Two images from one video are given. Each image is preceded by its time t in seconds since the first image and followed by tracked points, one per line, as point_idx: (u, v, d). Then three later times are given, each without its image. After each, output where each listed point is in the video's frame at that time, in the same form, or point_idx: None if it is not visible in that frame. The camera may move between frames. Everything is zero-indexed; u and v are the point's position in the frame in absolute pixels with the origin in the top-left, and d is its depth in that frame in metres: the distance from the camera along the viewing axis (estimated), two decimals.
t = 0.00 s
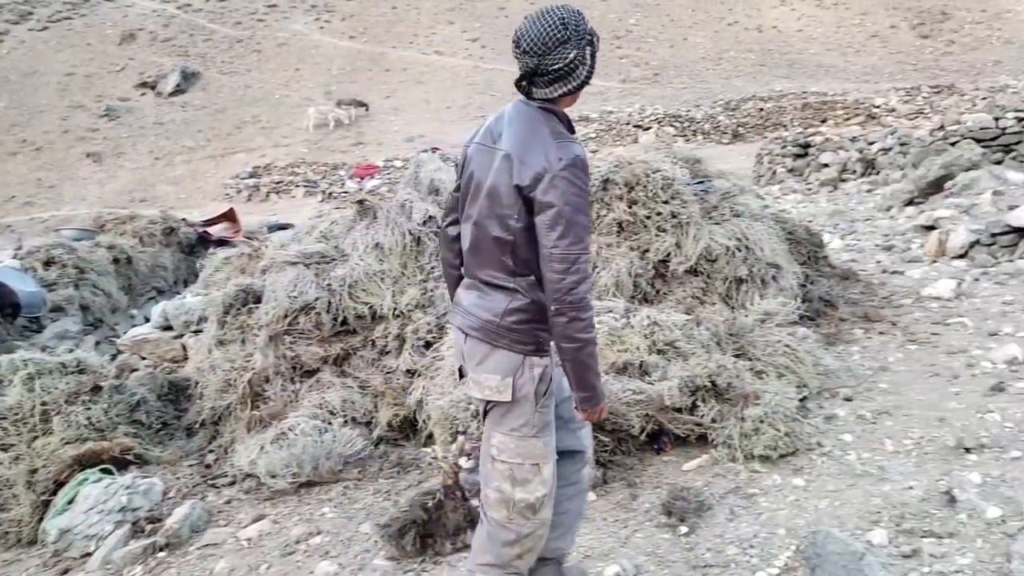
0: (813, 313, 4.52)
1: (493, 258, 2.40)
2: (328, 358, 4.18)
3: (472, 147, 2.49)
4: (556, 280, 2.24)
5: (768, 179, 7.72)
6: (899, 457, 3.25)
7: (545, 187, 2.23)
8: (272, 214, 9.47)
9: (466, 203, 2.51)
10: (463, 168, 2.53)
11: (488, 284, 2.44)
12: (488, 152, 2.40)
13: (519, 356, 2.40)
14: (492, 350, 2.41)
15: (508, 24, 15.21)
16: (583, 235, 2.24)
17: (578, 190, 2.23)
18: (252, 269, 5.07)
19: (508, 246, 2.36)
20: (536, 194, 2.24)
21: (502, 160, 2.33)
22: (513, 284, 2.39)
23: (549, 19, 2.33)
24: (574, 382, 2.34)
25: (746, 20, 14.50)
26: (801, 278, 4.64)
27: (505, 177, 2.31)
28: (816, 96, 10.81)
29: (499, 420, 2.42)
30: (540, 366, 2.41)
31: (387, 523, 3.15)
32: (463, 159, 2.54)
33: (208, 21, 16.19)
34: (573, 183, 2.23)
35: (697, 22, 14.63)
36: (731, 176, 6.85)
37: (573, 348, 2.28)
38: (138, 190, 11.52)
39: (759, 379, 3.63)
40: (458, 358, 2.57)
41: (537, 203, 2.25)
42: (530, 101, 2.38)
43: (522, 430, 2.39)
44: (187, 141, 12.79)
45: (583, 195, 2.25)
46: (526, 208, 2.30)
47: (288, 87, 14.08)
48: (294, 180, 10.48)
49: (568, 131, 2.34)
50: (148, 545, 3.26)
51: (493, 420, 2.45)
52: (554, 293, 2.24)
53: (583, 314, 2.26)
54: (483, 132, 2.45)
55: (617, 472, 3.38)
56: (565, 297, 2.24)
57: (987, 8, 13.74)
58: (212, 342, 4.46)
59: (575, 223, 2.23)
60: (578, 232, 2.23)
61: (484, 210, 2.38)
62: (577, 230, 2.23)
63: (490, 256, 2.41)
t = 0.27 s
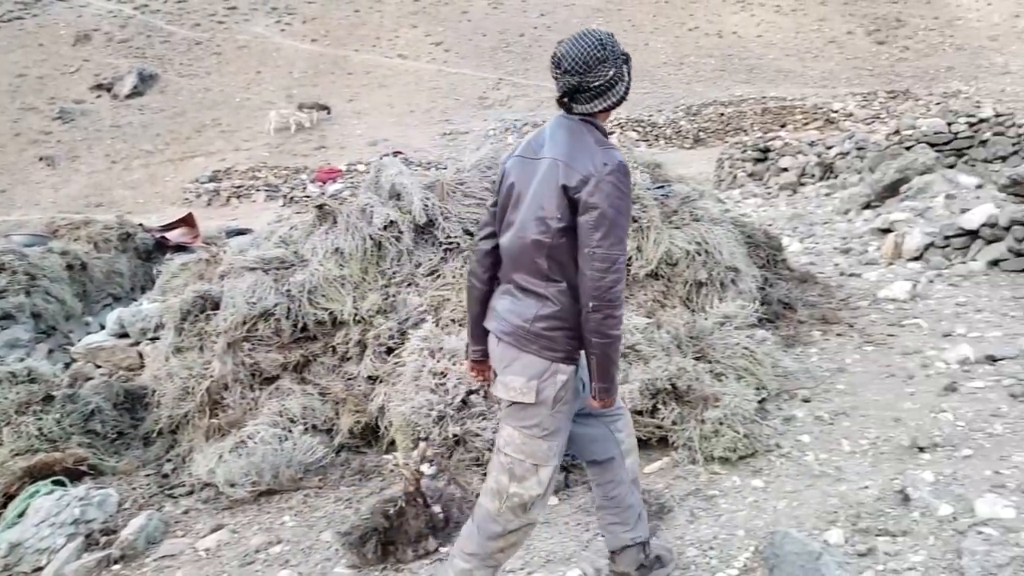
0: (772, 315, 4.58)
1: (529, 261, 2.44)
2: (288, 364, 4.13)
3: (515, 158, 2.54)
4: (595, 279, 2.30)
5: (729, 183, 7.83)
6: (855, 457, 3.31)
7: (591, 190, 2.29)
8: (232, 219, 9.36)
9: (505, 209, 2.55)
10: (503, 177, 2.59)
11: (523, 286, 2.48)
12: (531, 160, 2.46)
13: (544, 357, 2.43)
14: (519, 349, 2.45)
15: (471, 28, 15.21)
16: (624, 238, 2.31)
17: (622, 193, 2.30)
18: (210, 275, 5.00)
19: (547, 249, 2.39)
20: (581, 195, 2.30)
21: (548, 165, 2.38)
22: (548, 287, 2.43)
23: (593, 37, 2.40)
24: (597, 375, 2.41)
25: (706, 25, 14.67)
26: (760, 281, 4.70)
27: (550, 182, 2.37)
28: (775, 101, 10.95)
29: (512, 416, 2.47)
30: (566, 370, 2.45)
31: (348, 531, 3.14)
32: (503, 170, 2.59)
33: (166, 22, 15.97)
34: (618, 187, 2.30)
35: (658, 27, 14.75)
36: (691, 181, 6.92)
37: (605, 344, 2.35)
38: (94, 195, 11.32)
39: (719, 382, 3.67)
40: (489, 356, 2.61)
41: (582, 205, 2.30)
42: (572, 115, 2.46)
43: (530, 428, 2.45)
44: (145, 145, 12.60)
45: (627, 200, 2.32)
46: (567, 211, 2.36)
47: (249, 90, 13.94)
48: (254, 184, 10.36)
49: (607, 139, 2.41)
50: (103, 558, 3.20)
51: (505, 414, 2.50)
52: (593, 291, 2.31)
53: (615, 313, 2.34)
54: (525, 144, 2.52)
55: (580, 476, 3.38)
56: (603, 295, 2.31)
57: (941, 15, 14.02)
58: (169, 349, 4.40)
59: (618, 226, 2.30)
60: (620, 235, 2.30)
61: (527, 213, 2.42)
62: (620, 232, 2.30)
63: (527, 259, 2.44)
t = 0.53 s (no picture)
0: (738, 318, 4.61)
1: (576, 231, 2.48)
2: (252, 371, 4.08)
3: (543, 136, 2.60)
4: (648, 236, 2.38)
5: (695, 188, 7.90)
6: (818, 457, 3.34)
7: (637, 154, 2.39)
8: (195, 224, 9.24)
9: (538, 188, 2.60)
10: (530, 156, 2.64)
11: (568, 256, 2.51)
12: (564, 135, 2.52)
13: (605, 327, 2.48)
14: (578, 320, 2.47)
15: (438, 32, 15.19)
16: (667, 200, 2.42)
17: (663, 157, 2.41)
18: (172, 281, 4.93)
19: (595, 218, 2.46)
20: (628, 160, 2.40)
21: (587, 138, 2.46)
22: (595, 255, 2.49)
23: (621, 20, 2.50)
24: (652, 333, 2.49)
25: (672, 31, 14.79)
26: (725, 284, 4.73)
27: (592, 153, 2.44)
28: (741, 107, 11.06)
29: (593, 385, 2.48)
30: (620, 335, 2.51)
31: (312, 537, 3.11)
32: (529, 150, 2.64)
33: (127, 24, 15.75)
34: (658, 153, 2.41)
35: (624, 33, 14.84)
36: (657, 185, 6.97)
37: (659, 301, 2.42)
38: (53, 199, 11.12)
39: (684, 384, 3.69)
40: (530, 339, 2.57)
41: (627, 170, 2.40)
42: (600, 92, 2.52)
43: (612, 396, 2.48)
44: (105, 149, 12.41)
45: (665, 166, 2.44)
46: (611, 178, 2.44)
47: (212, 94, 13.79)
48: (218, 189, 10.23)
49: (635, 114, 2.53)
50: (60, 570, 3.13)
51: (580, 391, 2.50)
52: (646, 250, 2.39)
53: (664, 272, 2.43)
54: (552, 122, 2.58)
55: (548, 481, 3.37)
56: (654, 253, 2.40)
57: (901, 22, 14.26)
58: (129, 357, 4.33)
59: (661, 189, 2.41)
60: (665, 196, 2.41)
61: (570, 186, 2.48)
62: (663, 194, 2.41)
63: (574, 228, 2.48)
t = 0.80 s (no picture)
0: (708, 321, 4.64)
1: (618, 224, 2.73)
2: (219, 377, 4.04)
3: (563, 128, 2.77)
4: (689, 226, 2.72)
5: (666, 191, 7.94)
6: (787, 459, 3.37)
7: (672, 150, 2.70)
8: (162, 228, 9.11)
9: (563, 179, 2.78)
10: (548, 145, 2.79)
11: (609, 248, 2.75)
12: (593, 130, 2.74)
13: (652, 305, 2.79)
14: (632, 304, 2.75)
15: (410, 36, 15.16)
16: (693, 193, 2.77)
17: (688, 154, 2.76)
18: (138, 287, 4.86)
19: (637, 209, 2.74)
20: (665, 156, 2.70)
21: (623, 135, 2.70)
22: (634, 243, 2.77)
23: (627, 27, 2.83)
24: (693, 317, 2.84)
25: (643, 36, 14.88)
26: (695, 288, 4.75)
27: (630, 148, 2.70)
28: (711, 111, 11.13)
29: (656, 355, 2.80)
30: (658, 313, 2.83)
31: (280, 545, 3.08)
32: (546, 139, 2.80)
33: (92, 26, 15.55)
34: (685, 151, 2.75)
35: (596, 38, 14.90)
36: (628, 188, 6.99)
37: (700, 285, 2.80)
38: (15, 203, 10.91)
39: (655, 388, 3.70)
40: (588, 325, 2.74)
41: (665, 166, 2.70)
42: (621, 84, 2.82)
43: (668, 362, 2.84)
44: (70, 152, 12.22)
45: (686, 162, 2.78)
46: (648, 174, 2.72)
47: (180, 97, 13.64)
48: (186, 193, 10.09)
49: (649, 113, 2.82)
50: None
51: (642, 360, 2.79)
52: (690, 239, 2.73)
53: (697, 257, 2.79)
54: (574, 116, 2.77)
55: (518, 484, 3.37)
56: (694, 241, 2.74)
57: (868, 28, 14.45)
58: (93, 364, 4.26)
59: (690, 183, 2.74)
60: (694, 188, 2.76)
61: (609, 181, 2.71)
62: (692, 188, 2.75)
63: (618, 220, 2.73)
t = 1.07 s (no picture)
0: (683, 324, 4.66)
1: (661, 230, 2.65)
2: (191, 383, 4.01)
3: (608, 128, 2.65)
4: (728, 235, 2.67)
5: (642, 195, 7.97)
6: (761, 461, 3.39)
7: (717, 160, 2.62)
8: (133, 233, 9.01)
9: (606, 179, 2.66)
10: (591, 143, 2.66)
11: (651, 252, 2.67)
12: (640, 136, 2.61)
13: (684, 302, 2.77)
14: (671, 305, 2.71)
15: (386, 39, 15.12)
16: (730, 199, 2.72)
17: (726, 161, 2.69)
18: (108, 293, 4.80)
19: (679, 218, 2.65)
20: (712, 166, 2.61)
21: (672, 144, 2.60)
22: (674, 248, 2.70)
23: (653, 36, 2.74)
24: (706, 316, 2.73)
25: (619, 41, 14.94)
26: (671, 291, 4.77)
27: (677, 156, 2.59)
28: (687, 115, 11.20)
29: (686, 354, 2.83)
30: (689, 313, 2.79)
31: (252, 553, 3.05)
32: (587, 139, 2.67)
33: (62, 28, 15.37)
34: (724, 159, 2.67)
35: (572, 42, 14.94)
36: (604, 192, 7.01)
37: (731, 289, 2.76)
38: None
39: (630, 391, 3.70)
40: (642, 318, 2.68)
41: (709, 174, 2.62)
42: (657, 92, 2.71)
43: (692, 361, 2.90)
44: (39, 156, 12.06)
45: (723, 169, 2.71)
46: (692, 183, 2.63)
47: (152, 100, 13.51)
48: (158, 198, 9.98)
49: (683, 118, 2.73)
50: None
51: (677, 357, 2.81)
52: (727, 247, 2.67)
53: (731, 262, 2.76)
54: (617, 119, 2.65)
55: (493, 489, 3.38)
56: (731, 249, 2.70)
57: (841, 33, 14.61)
58: (62, 371, 4.21)
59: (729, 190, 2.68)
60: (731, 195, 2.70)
61: (655, 189, 2.61)
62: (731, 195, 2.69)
63: (661, 227, 2.65)
